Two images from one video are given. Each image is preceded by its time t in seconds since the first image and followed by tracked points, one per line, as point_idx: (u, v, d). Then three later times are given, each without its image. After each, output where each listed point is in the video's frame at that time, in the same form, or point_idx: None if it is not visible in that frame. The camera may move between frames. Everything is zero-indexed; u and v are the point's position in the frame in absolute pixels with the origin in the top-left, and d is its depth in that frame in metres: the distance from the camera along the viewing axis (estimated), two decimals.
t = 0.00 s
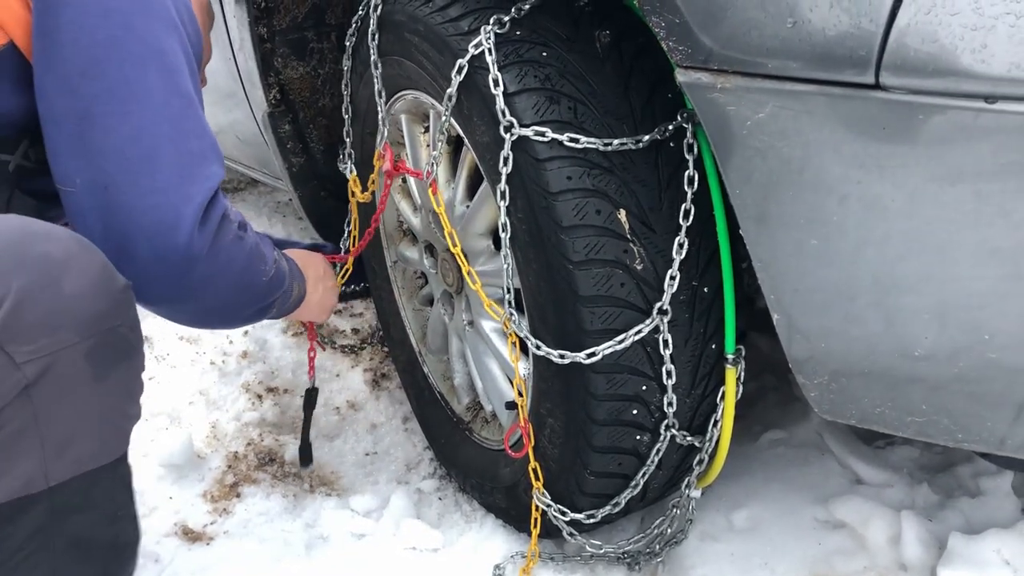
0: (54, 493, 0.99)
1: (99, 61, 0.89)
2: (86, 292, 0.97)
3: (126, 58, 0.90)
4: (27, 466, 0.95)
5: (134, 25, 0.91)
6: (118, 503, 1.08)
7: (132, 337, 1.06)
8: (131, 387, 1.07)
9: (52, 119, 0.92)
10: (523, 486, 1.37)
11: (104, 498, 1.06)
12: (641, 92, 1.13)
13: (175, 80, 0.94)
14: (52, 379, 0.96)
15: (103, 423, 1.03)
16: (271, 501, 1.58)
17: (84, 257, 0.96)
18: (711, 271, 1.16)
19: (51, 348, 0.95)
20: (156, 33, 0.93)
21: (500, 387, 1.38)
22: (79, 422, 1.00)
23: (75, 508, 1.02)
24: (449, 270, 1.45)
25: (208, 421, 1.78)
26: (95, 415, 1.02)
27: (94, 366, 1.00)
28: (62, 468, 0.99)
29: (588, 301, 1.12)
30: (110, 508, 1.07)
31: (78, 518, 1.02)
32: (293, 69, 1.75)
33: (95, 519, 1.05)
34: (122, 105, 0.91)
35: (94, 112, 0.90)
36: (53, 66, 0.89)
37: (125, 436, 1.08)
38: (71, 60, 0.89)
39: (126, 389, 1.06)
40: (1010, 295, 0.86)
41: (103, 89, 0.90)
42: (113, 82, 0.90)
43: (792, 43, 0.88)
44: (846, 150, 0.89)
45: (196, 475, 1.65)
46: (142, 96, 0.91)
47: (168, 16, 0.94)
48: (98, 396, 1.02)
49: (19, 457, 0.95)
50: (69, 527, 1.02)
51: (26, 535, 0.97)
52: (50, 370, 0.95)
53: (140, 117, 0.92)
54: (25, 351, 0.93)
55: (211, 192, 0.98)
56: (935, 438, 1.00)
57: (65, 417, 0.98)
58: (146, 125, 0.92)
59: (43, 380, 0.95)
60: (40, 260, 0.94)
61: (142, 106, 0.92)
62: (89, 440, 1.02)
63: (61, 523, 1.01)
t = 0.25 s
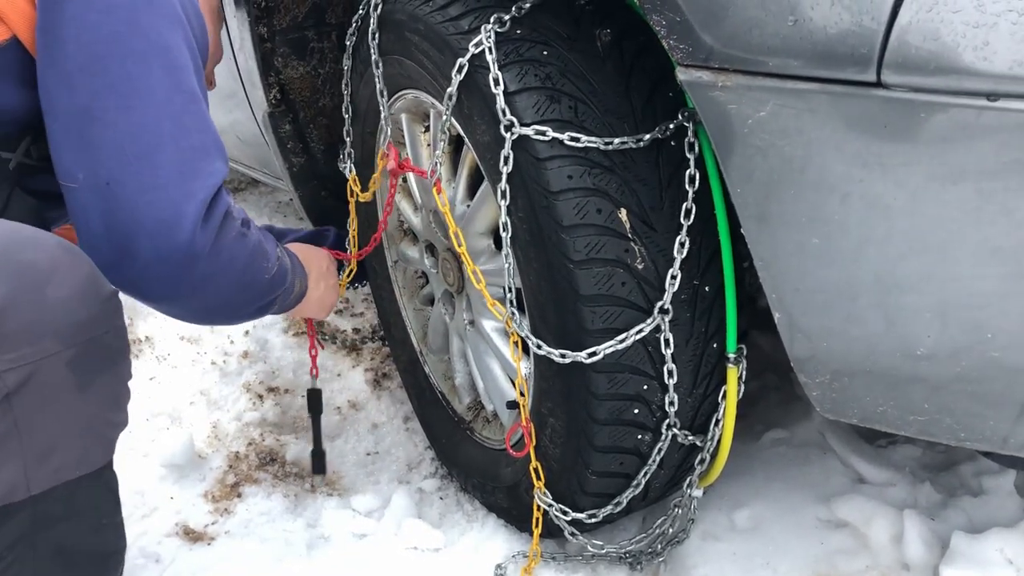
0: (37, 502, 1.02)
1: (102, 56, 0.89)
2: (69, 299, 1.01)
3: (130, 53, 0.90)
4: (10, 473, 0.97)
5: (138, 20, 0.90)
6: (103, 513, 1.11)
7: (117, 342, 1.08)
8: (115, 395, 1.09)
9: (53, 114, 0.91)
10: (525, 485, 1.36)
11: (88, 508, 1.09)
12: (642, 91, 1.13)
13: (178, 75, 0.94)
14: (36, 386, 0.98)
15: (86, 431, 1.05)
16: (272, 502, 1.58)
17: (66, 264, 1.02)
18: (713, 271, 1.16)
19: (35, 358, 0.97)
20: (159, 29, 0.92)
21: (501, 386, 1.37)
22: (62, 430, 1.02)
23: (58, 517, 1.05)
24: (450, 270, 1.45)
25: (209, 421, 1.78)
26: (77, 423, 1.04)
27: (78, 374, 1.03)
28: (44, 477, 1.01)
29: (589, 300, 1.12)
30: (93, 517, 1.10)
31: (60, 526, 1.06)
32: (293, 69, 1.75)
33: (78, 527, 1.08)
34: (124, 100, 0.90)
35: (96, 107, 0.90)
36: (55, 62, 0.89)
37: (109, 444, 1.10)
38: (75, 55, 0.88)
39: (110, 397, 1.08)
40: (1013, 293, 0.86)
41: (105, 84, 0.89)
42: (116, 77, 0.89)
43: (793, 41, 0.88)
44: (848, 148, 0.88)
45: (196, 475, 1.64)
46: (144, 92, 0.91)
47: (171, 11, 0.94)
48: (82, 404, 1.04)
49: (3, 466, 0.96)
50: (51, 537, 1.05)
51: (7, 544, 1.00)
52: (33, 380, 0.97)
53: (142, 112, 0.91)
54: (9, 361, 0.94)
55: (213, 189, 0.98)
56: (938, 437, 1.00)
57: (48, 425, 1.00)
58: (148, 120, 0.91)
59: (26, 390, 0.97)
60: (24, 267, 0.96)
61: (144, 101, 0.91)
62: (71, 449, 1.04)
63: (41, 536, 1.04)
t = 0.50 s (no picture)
0: (45, 508, 1.01)
1: (112, 62, 0.89)
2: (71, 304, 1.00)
3: (139, 58, 0.90)
4: (17, 481, 0.96)
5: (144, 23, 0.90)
6: (111, 514, 1.11)
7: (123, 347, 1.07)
8: (121, 399, 1.08)
9: (66, 122, 0.92)
10: (529, 485, 1.36)
11: (96, 510, 1.08)
12: (647, 90, 1.13)
13: (184, 78, 0.94)
14: (39, 393, 0.97)
15: (93, 436, 1.05)
16: (277, 501, 1.58)
17: (67, 269, 1.02)
18: (717, 270, 1.16)
19: (38, 364, 0.96)
20: (163, 31, 0.92)
21: (506, 386, 1.38)
22: (68, 436, 1.01)
23: (66, 520, 1.04)
24: (454, 270, 1.45)
25: (213, 421, 1.78)
26: (83, 429, 1.03)
27: (82, 380, 1.02)
28: (51, 482, 1.00)
29: (595, 300, 1.12)
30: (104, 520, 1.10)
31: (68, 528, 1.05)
32: (297, 69, 1.75)
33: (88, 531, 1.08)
34: (137, 108, 0.91)
35: (111, 115, 0.91)
36: (65, 69, 0.89)
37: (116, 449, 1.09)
38: (85, 64, 0.89)
39: (116, 402, 1.08)
40: (1018, 293, 0.86)
41: (117, 92, 0.90)
42: (127, 83, 0.90)
43: (799, 41, 0.88)
44: (853, 148, 0.88)
45: (201, 475, 1.65)
46: (156, 98, 0.92)
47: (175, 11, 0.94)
48: (86, 410, 1.03)
49: (10, 472, 0.95)
50: (63, 535, 1.05)
51: (16, 550, 0.99)
52: (37, 386, 0.97)
53: (154, 118, 0.92)
54: (12, 367, 0.94)
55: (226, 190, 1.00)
56: (943, 437, 1.00)
57: (53, 431, 0.99)
58: (161, 126, 0.93)
59: (31, 396, 0.96)
60: (27, 273, 0.97)
61: (155, 107, 0.92)
62: (78, 454, 1.03)
63: (52, 533, 1.03)
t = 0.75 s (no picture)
0: (41, 506, 1.01)
1: (76, 55, 0.82)
2: (60, 300, 0.98)
3: (105, 49, 0.83)
4: (12, 481, 0.96)
5: (113, 13, 0.83)
6: (110, 509, 1.11)
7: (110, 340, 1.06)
8: (112, 394, 1.08)
9: (34, 122, 0.86)
10: (534, 483, 1.36)
11: (93, 505, 1.08)
12: (653, 87, 1.12)
13: (155, 70, 0.86)
14: (30, 392, 0.96)
15: (86, 432, 1.04)
16: (282, 499, 1.58)
17: (51, 265, 0.99)
18: (724, 267, 1.15)
19: (26, 363, 0.95)
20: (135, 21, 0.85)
21: (511, 384, 1.37)
22: (61, 433, 1.01)
23: (63, 518, 1.04)
24: (458, 268, 1.44)
25: (217, 419, 1.78)
26: (75, 426, 1.03)
27: (72, 376, 1.01)
28: (46, 480, 1.00)
29: (601, 298, 1.12)
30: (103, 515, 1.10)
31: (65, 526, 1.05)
32: (301, 66, 1.75)
33: (89, 527, 1.08)
34: (103, 102, 0.84)
35: (76, 111, 0.84)
36: (31, 67, 0.83)
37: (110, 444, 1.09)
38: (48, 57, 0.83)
39: (108, 396, 1.07)
40: None
41: (82, 85, 0.83)
42: (92, 76, 0.83)
43: (806, 37, 0.87)
44: (862, 145, 0.88)
45: (205, 472, 1.65)
46: (123, 92, 0.84)
47: None
48: (78, 406, 1.02)
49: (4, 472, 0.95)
50: (61, 534, 1.05)
51: (14, 547, 1.00)
52: (26, 385, 0.96)
53: (123, 114, 0.84)
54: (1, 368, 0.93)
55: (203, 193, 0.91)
56: (951, 435, 0.99)
57: (46, 429, 0.99)
58: (129, 122, 0.85)
59: (20, 395, 0.95)
60: (11, 272, 0.94)
61: (123, 101, 0.84)
62: (72, 450, 1.03)
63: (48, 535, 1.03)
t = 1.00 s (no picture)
0: (46, 523, 0.98)
1: (77, 111, 0.80)
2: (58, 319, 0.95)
3: (105, 104, 0.81)
4: (17, 500, 0.94)
5: (110, 66, 0.81)
6: (112, 520, 1.08)
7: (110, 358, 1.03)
8: (111, 409, 1.05)
9: (37, 177, 0.84)
10: (534, 484, 1.36)
11: (97, 517, 1.06)
12: (653, 89, 1.13)
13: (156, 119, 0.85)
14: (31, 412, 0.94)
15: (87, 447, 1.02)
16: (283, 499, 1.58)
17: (46, 285, 0.95)
18: (723, 268, 1.16)
19: (26, 384, 0.92)
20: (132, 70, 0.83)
21: (511, 384, 1.38)
22: (63, 451, 0.99)
23: (68, 531, 1.02)
24: (459, 268, 1.45)
25: (219, 419, 1.78)
26: (77, 444, 1.00)
27: (72, 395, 0.98)
28: (50, 500, 0.98)
29: (600, 299, 1.12)
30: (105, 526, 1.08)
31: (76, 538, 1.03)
32: (302, 67, 1.75)
33: (94, 537, 1.06)
34: (109, 156, 0.82)
35: (81, 167, 0.82)
36: (30, 121, 0.81)
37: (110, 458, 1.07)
38: (48, 113, 0.80)
39: (106, 414, 1.04)
40: None
41: (88, 141, 0.82)
42: (95, 132, 0.81)
43: (805, 39, 0.88)
44: (860, 147, 0.88)
45: (207, 473, 1.65)
46: (127, 146, 0.83)
47: (146, 47, 0.84)
48: (78, 424, 1.00)
49: (9, 491, 0.93)
50: (65, 549, 1.02)
51: (20, 565, 0.97)
52: (27, 406, 0.93)
53: (127, 169, 0.83)
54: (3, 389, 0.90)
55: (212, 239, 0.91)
56: (949, 436, 1.00)
57: (49, 447, 0.97)
58: (135, 176, 0.84)
59: (22, 416, 0.93)
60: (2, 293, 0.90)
61: (127, 155, 0.83)
62: (74, 469, 1.01)
63: (55, 549, 1.01)
